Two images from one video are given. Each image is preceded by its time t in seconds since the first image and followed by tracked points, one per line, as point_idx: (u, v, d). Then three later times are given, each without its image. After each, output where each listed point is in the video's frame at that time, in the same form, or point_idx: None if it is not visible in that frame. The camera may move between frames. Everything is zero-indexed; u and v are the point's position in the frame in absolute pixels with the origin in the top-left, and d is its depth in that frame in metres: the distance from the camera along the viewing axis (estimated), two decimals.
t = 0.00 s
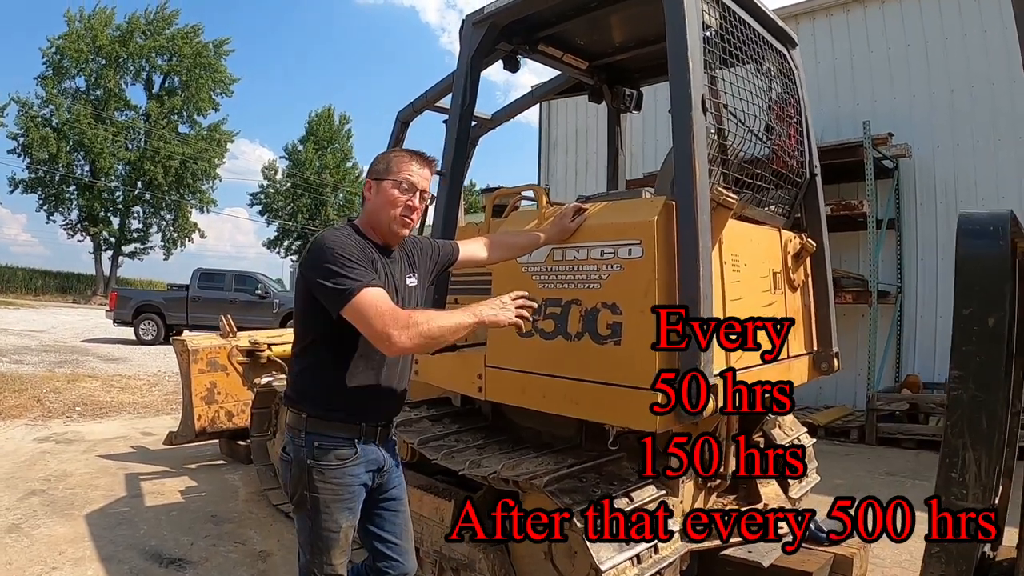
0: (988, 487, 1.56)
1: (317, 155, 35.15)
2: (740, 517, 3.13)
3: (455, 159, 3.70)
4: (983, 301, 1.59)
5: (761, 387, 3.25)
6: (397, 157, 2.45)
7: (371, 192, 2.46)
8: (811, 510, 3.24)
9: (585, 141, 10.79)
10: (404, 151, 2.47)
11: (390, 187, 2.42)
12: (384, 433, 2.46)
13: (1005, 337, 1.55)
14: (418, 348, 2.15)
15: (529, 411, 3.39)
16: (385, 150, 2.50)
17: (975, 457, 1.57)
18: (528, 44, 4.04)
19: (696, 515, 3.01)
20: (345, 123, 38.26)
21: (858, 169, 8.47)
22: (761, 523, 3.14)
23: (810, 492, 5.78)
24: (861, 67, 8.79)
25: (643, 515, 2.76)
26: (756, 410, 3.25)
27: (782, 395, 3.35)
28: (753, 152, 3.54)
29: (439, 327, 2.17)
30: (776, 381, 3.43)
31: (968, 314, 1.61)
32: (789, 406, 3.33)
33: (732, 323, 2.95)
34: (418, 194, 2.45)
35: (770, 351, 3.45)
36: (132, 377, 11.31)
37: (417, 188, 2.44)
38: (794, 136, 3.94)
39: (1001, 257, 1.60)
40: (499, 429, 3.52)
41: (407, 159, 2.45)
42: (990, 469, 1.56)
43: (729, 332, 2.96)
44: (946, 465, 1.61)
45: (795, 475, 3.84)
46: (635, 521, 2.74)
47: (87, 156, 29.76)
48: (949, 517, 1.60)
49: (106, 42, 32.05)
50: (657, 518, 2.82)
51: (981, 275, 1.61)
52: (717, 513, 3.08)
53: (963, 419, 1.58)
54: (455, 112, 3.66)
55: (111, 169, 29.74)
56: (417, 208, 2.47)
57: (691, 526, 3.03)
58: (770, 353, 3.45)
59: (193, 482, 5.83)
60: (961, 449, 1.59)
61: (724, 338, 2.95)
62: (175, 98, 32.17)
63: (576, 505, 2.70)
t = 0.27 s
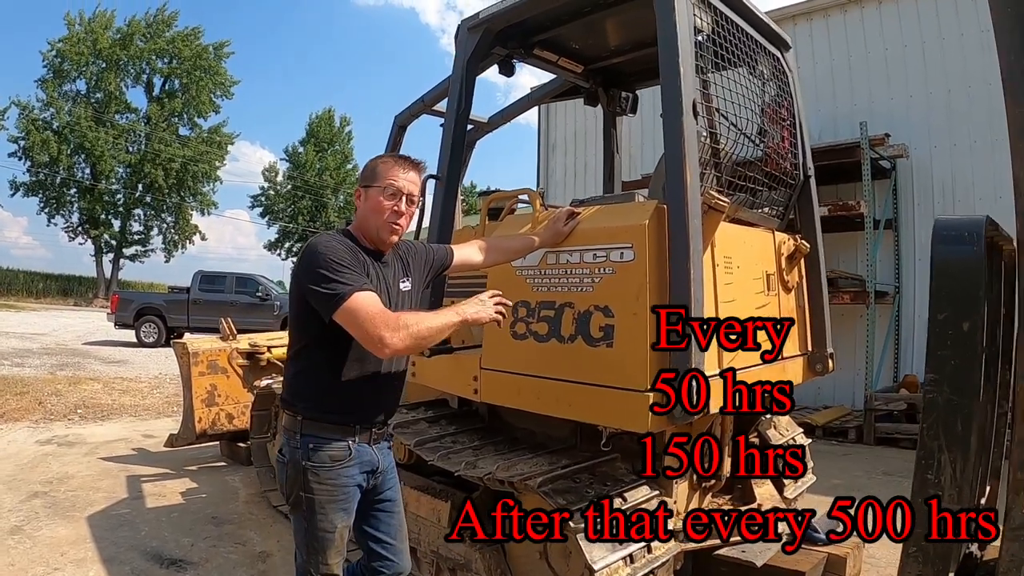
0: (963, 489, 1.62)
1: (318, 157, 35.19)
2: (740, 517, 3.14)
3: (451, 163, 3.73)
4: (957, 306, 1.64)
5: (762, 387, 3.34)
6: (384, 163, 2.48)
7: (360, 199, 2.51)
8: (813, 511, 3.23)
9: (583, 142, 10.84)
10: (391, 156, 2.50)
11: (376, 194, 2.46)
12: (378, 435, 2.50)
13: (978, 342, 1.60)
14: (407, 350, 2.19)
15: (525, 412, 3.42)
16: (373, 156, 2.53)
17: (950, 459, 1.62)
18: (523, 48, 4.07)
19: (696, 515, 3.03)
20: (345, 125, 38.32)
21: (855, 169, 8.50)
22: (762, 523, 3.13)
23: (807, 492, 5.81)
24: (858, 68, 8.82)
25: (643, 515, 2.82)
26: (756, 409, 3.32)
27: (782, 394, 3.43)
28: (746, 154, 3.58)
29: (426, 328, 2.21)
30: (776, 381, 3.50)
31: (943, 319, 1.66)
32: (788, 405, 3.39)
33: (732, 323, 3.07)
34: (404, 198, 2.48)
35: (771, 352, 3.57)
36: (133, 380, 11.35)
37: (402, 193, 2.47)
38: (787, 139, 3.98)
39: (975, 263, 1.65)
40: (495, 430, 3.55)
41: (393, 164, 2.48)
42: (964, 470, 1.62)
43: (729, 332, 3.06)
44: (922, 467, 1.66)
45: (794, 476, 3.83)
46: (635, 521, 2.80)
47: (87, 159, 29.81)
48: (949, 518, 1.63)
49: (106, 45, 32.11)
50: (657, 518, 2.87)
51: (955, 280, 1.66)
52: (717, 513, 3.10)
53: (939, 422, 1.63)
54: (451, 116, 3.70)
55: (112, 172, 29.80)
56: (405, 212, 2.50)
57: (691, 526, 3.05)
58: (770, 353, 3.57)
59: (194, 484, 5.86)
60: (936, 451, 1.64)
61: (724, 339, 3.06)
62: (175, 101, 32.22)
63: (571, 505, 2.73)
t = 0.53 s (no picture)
0: (946, 490, 1.65)
1: (318, 159, 35.25)
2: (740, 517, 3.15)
3: (449, 167, 3.76)
4: (939, 310, 1.68)
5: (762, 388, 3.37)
6: (374, 167, 2.53)
7: (352, 204, 2.55)
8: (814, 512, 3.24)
9: (583, 144, 10.87)
10: (381, 161, 2.55)
11: (367, 198, 2.50)
12: (373, 437, 2.53)
13: (960, 346, 1.64)
14: (401, 330, 2.26)
15: (522, 414, 3.45)
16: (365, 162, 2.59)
17: (932, 460, 1.66)
18: (520, 52, 4.09)
19: (696, 515, 3.06)
20: (346, 127, 38.39)
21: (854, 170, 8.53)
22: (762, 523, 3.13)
23: (805, 492, 5.83)
24: (857, 69, 8.85)
25: (643, 515, 2.86)
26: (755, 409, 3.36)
27: (782, 394, 3.46)
28: (742, 156, 3.60)
29: (410, 305, 2.31)
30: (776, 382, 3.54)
31: (925, 323, 1.71)
32: (788, 406, 3.42)
33: (732, 323, 3.11)
34: (394, 201, 2.51)
35: (771, 351, 3.63)
36: (135, 382, 11.39)
37: (392, 196, 2.50)
38: (783, 141, 3.99)
39: (955, 267, 1.69)
40: (493, 432, 3.58)
41: (383, 168, 2.52)
42: (945, 471, 1.65)
43: (729, 332, 3.10)
44: (905, 468, 1.70)
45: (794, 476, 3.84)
46: (634, 521, 2.83)
47: (89, 161, 29.88)
48: (950, 518, 1.65)
49: (107, 48, 32.19)
50: (657, 518, 2.90)
51: (934, 283, 1.71)
52: (717, 513, 3.13)
53: (921, 425, 1.67)
54: (449, 120, 3.73)
55: (113, 174, 29.86)
56: (396, 215, 2.52)
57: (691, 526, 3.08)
58: (770, 353, 3.63)
59: (195, 486, 5.90)
60: (919, 453, 1.68)
61: (725, 339, 3.10)
62: (176, 104, 32.29)
63: (565, 506, 2.76)
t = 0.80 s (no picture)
0: (935, 488, 1.68)
1: (320, 161, 35.29)
2: (740, 517, 3.17)
3: (448, 169, 3.78)
4: (928, 310, 1.71)
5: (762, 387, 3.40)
6: (372, 171, 2.54)
7: (351, 208, 2.56)
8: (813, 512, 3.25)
9: (584, 146, 10.90)
10: (381, 164, 2.56)
11: (365, 202, 2.52)
12: (372, 438, 2.55)
13: (948, 346, 1.67)
14: (350, 333, 2.19)
15: (521, 415, 3.47)
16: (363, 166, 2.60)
17: (922, 459, 1.68)
18: (519, 55, 4.12)
19: (696, 515, 3.07)
20: (347, 129, 38.45)
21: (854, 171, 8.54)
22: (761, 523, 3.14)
23: (805, 493, 5.85)
24: (857, 70, 8.86)
25: (643, 515, 2.88)
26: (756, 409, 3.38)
27: (782, 394, 3.49)
28: (740, 158, 3.61)
29: (366, 308, 2.22)
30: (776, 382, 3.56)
31: (914, 323, 1.73)
32: (788, 405, 3.45)
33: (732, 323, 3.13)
34: (393, 205, 2.53)
35: (771, 351, 3.66)
36: (137, 384, 11.41)
37: (391, 200, 2.52)
38: (781, 142, 4.01)
39: (942, 268, 1.72)
40: (492, 433, 3.61)
41: (382, 173, 2.53)
42: (934, 470, 1.67)
43: (729, 331, 3.13)
44: (895, 468, 1.72)
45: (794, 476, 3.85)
46: (634, 521, 2.86)
47: (90, 164, 29.94)
48: (949, 517, 1.68)
49: (109, 51, 32.27)
50: (657, 518, 2.93)
51: (923, 284, 1.74)
52: (717, 513, 3.14)
53: (911, 425, 1.69)
54: (448, 123, 3.75)
55: (115, 177, 29.91)
56: (395, 219, 2.54)
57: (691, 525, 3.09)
58: (770, 353, 3.65)
59: (197, 487, 5.92)
60: (908, 453, 1.70)
61: (725, 339, 3.13)
62: (178, 106, 32.36)
63: (563, 507, 2.77)
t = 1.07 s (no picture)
0: (929, 487, 1.69)
1: (321, 163, 35.33)
2: (740, 517, 3.18)
3: (448, 170, 3.79)
4: (921, 310, 1.73)
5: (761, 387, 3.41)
6: (394, 177, 2.54)
7: (367, 209, 2.55)
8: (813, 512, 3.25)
9: (584, 147, 10.91)
10: (402, 172, 2.57)
11: (385, 207, 2.52)
12: (374, 439, 2.56)
13: (941, 345, 1.69)
14: (262, 342, 2.12)
15: (520, 415, 3.48)
16: (383, 167, 2.59)
17: (915, 458, 1.69)
18: (518, 57, 4.13)
19: (696, 515, 3.09)
20: (348, 131, 38.50)
21: (854, 172, 8.54)
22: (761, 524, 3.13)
23: (806, 494, 5.85)
24: (857, 71, 8.86)
25: (643, 515, 2.89)
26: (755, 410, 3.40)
27: (782, 395, 3.50)
28: (738, 159, 3.62)
29: (275, 319, 2.10)
30: (775, 383, 3.57)
31: (907, 322, 1.74)
32: (788, 405, 3.46)
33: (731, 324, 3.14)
34: (411, 216, 2.57)
35: (771, 351, 3.66)
36: (139, 386, 11.42)
37: (413, 212, 2.56)
38: (780, 144, 4.02)
39: (936, 266, 1.74)
40: (492, 434, 3.62)
41: (405, 181, 2.55)
42: (927, 468, 1.69)
43: (729, 332, 3.14)
44: (889, 466, 1.73)
45: (794, 475, 3.86)
46: (635, 521, 2.87)
47: (92, 166, 29.98)
48: (950, 518, 1.69)
49: (110, 53, 32.33)
50: (657, 518, 2.94)
51: (916, 283, 1.75)
52: (717, 513, 3.15)
53: (905, 424, 1.70)
54: (447, 124, 3.77)
55: (116, 179, 29.96)
56: (410, 230, 2.59)
57: (691, 527, 3.10)
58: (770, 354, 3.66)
59: (198, 489, 5.93)
60: (902, 452, 1.71)
61: (725, 338, 3.14)
62: (179, 108, 32.42)
63: (563, 507, 2.79)
